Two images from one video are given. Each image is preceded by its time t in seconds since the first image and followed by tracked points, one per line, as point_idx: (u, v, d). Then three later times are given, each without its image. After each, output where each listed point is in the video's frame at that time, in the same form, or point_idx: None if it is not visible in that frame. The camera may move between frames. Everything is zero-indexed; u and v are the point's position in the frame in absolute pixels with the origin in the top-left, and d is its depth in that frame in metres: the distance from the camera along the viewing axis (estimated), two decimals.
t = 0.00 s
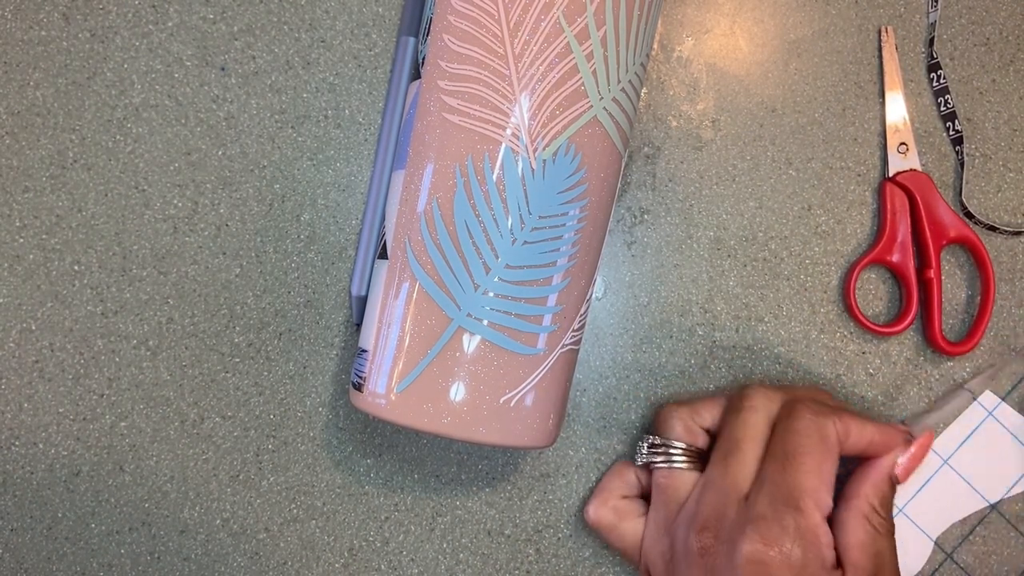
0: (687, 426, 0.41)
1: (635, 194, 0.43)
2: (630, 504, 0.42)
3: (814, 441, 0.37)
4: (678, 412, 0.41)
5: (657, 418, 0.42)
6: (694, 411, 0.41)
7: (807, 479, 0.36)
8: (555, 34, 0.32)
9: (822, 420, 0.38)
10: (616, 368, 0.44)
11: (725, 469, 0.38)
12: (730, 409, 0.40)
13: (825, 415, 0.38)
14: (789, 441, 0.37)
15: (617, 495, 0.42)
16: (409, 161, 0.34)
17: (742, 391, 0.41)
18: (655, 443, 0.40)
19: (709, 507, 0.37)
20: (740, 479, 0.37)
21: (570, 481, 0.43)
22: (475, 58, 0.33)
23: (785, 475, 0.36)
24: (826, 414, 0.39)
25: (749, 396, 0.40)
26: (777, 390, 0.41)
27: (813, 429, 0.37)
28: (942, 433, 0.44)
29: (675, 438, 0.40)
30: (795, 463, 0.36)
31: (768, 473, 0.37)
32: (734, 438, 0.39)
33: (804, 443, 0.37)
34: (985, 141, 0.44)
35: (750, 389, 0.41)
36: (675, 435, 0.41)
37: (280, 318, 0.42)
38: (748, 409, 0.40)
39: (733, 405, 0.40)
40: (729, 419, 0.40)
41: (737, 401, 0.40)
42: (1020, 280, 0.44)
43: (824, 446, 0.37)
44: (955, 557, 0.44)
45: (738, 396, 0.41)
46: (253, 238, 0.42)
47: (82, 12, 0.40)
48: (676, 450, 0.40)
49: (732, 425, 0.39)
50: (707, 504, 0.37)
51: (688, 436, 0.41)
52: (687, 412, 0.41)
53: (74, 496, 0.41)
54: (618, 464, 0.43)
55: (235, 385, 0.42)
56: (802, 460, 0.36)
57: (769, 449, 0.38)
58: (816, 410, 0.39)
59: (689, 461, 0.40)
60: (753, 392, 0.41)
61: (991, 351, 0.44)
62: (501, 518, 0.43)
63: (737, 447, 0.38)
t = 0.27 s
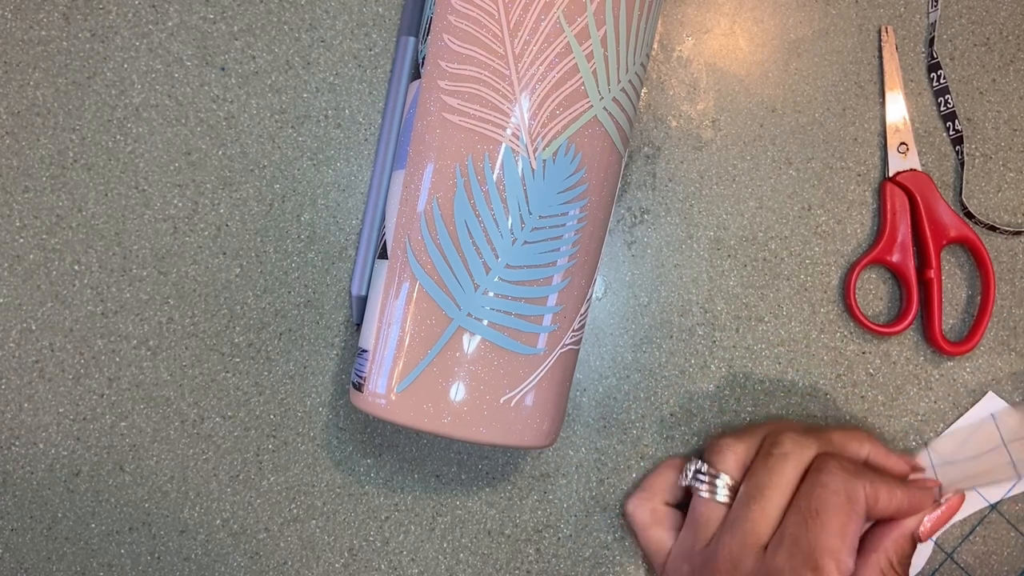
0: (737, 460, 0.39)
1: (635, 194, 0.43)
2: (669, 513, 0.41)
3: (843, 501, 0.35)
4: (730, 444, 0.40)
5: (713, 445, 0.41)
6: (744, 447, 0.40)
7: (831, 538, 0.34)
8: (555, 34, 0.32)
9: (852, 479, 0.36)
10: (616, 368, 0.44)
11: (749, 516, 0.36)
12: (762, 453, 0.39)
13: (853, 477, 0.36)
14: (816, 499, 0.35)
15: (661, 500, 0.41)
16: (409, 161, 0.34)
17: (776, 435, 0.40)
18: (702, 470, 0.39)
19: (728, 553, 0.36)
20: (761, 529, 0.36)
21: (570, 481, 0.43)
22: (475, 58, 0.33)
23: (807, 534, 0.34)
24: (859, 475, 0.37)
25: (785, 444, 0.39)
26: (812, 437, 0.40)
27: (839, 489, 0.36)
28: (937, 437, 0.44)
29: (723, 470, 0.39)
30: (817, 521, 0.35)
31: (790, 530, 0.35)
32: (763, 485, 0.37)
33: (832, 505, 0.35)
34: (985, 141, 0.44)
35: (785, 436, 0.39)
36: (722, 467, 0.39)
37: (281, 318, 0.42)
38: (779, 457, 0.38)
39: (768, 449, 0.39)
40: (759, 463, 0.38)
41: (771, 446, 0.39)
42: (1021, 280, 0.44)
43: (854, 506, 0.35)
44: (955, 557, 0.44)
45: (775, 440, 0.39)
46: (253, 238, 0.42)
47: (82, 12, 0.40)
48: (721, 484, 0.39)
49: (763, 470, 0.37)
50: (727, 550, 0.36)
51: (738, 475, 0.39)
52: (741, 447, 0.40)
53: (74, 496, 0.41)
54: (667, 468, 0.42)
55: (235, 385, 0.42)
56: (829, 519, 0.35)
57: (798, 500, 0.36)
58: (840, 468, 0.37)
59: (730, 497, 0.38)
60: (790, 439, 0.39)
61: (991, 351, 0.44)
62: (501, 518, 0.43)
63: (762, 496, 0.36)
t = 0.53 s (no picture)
0: (736, 517, 0.39)
1: (635, 194, 0.43)
2: (673, 552, 0.41)
3: None
4: (728, 498, 0.39)
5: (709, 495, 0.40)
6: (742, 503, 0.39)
7: None
8: (555, 34, 0.32)
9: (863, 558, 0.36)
10: (616, 368, 0.44)
11: None
12: (766, 514, 0.38)
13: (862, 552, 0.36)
14: None
15: (667, 541, 0.42)
16: (409, 161, 0.34)
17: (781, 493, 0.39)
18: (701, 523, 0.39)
19: None
20: None
21: (570, 481, 0.43)
22: (475, 58, 0.33)
23: None
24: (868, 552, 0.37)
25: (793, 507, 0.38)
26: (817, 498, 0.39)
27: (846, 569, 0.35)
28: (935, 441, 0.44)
29: (719, 525, 0.39)
30: None
31: None
32: (766, 548, 0.36)
33: None
34: (985, 141, 0.44)
35: (789, 495, 0.39)
36: (720, 523, 0.39)
37: (281, 318, 0.42)
38: (785, 522, 0.37)
39: (773, 509, 0.38)
40: (761, 525, 0.37)
41: (777, 506, 0.38)
42: (1021, 280, 0.44)
43: None
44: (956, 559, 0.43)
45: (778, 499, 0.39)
46: (253, 238, 0.42)
47: (82, 12, 0.40)
48: (718, 539, 0.39)
49: (768, 533, 0.37)
50: None
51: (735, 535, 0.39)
52: (739, 500, 0.39)
53: (74, 496, 0.41)
54: (675, 507, 0.42)
55: (235, 385, 0.42)
56: None
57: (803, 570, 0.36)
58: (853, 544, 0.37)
59: (728, 553, 0.39)
60: (795, 499, 0.38)
61: (992, 351, 0.44)
62: (501, 518, 0.43)
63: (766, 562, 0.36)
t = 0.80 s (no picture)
0: (745, 521, 0.38)
1: (635, 194, 0.43)
2: (678, 553, 0.41)
3: None
4: (737, 503, 0.39)
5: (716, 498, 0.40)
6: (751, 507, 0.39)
7: None
8: (554, 34, 0.32)
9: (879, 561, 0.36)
10: (616, 368, 0.44)
11: None
12: (776, 517, 0.37)
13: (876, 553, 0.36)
14: None
15: (672, 543, 0.41)
16: (409, 161, 0.34)
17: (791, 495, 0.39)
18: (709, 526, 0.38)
19: None
20: None
21: (570, 482, 0.43)
22: (475, 58, 0.33)
23: None
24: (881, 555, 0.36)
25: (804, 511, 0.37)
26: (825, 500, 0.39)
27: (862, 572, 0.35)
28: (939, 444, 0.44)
29: (728, 529, 0.38)
30: None
31: None
32: (778, 552, 0.36)
33: None
34: (985, 141, 0.44)
35: (799, 499, 0.38)
36: (728, 527, 0.38)
37: (281, 318, 0.42)
38: (797, 527, 0.37)
39: (784, 513, 0.37)
40: (772, 529, 0.37)
41: (789, 510, 0.38)
42: (1021, 280, 0.44)
43: None
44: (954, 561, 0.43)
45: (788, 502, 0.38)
46: (253, 238, 0.42)
47: (82, 12, 0.40)
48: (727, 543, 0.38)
49: (780, 537, 0.36)
50: None
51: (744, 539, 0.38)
52: (748, 505, 0.39)
53: (74, 496, 0.41)
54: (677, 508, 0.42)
55: (235, 385, 0.42)
56: None
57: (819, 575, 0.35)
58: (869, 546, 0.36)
59: (736, 557, 0.38)
60: (806, 502, 0.38)
61: (992, 351, 0.44)
62: (501, 518, 0.43)
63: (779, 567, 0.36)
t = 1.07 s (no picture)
0: (731, 493, 0.39)
1: (635, 194, 0.43)
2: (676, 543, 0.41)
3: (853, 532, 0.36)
4: (724, 480, 0.39)
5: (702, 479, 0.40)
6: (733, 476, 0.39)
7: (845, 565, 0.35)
8: (554, 34, 0.32)
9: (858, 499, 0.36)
10: (616, 368, 0.44)
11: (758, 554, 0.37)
12: (757, 479, 0.38)
13: (857, 491, 0.36)
14: (828, 537, 0.36)
15: (670, 531, 0.41)
16: (409, 161, 0.34)
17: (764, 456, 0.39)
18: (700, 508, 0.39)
19: None
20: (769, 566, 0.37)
21: (570, 482, 0.43)
22: (475, 58, 0.33)
23: None
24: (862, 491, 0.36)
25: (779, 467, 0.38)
26: (800, 453, 0.40)
27: (846, 516, 0.36)
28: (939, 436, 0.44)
29: (718, 506, 0.39)
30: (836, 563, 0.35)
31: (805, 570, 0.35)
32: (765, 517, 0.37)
33: (845, 542, 0.36)
34: (985, 141, 0.44)
35: (774, 457, 0.39)
36: (717, 504, 0.39)
37: (281, 318, 0.42)
38: (778, 486, 0.38)
39: (764, 475, 0.38)
40: (755, 494, 0.38)
41: (765, 471, 0.38)
42: (1021, 280, 0.44)
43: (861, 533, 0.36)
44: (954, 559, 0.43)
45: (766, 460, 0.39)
46: (253, 238, 0.42)
47: (82, 12, 0.40)
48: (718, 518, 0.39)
49: (764, 500, 0.38)
50: None
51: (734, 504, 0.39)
52: (732, 478, 0.39)
53: (74, 496, 0.41)
54: (675, 499, 0.42)
55: (235, 385, 0.42)
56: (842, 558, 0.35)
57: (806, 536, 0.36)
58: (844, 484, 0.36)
59: (730, 531, 0.39)
60: (781, 460, 0.38)
61: (992, 351, 0.44)
62: (501, 518, 0.43)
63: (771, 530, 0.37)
